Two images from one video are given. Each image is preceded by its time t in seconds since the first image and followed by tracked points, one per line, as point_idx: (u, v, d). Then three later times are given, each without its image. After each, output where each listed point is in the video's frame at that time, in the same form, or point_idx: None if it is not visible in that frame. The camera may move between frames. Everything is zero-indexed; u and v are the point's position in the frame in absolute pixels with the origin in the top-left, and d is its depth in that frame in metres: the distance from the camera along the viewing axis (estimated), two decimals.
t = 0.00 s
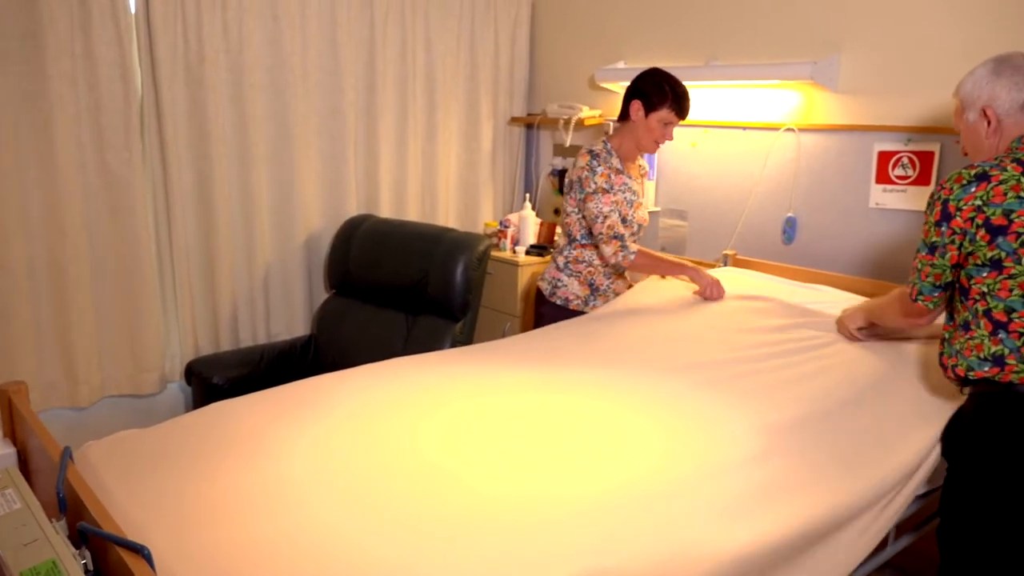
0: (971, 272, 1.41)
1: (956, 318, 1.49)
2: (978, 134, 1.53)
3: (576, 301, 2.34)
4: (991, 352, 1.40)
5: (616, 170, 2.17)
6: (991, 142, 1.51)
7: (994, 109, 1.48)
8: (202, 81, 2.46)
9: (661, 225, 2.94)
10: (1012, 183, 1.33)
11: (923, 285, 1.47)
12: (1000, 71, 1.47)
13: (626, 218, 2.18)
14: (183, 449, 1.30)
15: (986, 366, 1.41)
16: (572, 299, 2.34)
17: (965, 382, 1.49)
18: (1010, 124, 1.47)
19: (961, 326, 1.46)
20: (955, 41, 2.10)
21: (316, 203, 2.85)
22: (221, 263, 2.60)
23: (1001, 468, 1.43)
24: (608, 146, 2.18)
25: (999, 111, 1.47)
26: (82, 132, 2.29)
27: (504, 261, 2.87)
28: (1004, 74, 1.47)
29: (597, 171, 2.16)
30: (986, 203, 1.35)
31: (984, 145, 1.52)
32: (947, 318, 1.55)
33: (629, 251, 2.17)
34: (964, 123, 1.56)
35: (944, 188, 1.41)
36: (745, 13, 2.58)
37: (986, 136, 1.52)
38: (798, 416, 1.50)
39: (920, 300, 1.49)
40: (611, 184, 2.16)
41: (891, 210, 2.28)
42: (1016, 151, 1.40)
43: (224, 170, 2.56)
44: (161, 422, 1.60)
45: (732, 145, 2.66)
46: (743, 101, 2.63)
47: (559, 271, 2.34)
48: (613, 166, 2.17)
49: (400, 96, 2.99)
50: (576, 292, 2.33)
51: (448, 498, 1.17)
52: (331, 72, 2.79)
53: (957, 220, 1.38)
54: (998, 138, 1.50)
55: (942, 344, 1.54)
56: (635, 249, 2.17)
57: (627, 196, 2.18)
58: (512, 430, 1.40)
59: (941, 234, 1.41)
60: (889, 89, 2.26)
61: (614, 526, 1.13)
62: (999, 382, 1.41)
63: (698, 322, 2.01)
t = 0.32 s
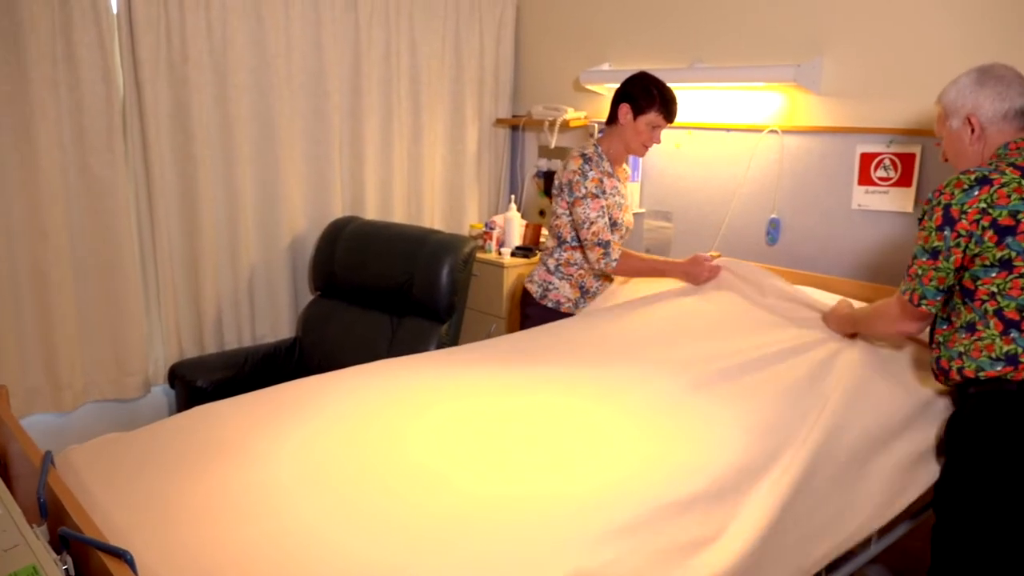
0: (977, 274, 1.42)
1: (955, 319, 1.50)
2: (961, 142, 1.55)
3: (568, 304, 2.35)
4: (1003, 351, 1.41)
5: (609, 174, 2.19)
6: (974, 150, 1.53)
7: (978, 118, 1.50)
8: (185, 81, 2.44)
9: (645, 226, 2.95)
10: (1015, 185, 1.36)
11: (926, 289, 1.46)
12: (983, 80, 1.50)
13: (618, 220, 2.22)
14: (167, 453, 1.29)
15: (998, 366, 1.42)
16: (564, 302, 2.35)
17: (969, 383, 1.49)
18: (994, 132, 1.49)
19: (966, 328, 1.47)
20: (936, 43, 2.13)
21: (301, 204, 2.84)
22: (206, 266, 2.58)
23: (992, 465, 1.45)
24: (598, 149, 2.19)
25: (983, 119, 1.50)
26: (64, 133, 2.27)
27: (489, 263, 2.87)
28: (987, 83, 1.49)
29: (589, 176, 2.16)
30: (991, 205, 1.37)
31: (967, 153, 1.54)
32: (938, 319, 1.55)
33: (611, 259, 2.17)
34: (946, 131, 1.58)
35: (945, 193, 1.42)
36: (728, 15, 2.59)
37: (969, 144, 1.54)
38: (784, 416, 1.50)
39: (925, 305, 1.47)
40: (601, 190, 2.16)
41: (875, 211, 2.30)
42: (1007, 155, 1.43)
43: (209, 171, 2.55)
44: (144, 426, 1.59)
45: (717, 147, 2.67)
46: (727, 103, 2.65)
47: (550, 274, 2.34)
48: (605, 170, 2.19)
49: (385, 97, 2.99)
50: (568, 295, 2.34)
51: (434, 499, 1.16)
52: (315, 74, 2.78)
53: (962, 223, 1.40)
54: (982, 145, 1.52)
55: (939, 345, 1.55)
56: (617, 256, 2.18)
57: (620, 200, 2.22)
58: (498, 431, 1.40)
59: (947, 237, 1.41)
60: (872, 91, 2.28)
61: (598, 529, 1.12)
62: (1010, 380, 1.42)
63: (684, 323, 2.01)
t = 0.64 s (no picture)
0: (989, 263, 1.44)
1: (965, 309, 1.51)
2: (953, 140, 1.58)
3: (553, 307, 2.35)
4: (1017, 337, 1.42)
5: (593, 177, 2.20)
6: (967, 147, 1.56)
7: (967, 116, 1.53)
8: (169, 82, 2.43)
9: (631, 228, 2.97)
10: None
11: (939, 279, 1.48)
12: (970, 80, 1.53)
13: (602, 224, 2.22)
14: (152, 456, 1.28)
15: (1013, 352, 1.43)
16: (549, 305, 2.35)
17: (982, 371, 1.50)
18: (984, 129, 1.52)
19: (979, 315, 1.48)
20: (919, 45, 2.15)
21: (286, 206, 2.83)
22: (191, 268, 2.57)
23: (994, 457, 1.45)
24: (582, 151, 2.19)
25: (972, 118, 1.53)
26: (46, 134, 2.25)
27: (475, 264, 2.87)
28: (973, 84, 1.53)
29: (572, 181, 2.17)
30: (1002, 197, 1.39)
31: (960, 151, 1.57)
32: (944, 310, 1.57)
33: (587, 266, 2.17)
34: (938, 130, 1.61)
35: (955, 185, 1.44)
36: (713, 18, 2.61)
37: (961, 142, 1.56)
38: (770, 415, 1.51)
39: (937, 295, 1.49)
40: (584, 194, 2.17)
41: (859, 212, 2.32)
42: (1005, 151, 1.44)
43: (194, 173, 2.53)
44: (128, 430, 1.58)
45: (702, 149, 2.69)
46: (712, 105, 2.66)
47: (536, 277, 2.35)
48: (589, 174, 2.19)
49: (371, 99, 2.98)
50: (553, 298, 2.35)
51: (421, 501, 1.16)
52: (301, 75, 2.77)
53: (975, 214, 1.42)
54: (973, 142, 1.54)
55: (947, 335, 1.56)
56: (594, 263, 2.18)
57: (604, 203, 2.23)
58: (486, 431, 1.40)
59: (958, 228, 1.44)
60: (856, 93, 2.30)
61: (585, 530, 1.12)
62: None
63: (671, 324, 2.02)
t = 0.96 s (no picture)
0: (994, 246, 1.47)
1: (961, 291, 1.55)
2: (952, 136, 1.59)
3: (536, 308, 2.35)
4: (1008, 322, 1.47)
5: (574, 175, 2.20)
6: (967, 140, 1.57)
7: (965, 111, 1.55)
8: (152, 83, 2.41)
9: (616, 229, 2.97)
10: None
11: (944, 257, 1.49)
12: (963, 77, 1.56)
13: (582, 222, 2.20)
14: (136, 460, 1.27)
15: (1002, 336, 1.48)
16: (532, 306, 2.35)
17: (970, 354, 1.55)
18: (983, 122, 1.54)
19: (974, 298, 1.52)
20: (900, 47, 2.17)
21: (270, 207, 2.81)
22: (175, 270, 2.55)
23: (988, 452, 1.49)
24: (562, 152, 2.20)
25: (971, 112, 1.54)
26: (27, 136, 2.22)
27: (461, 266, 2.87)
28: (968, 79, 1.55)
29: (552, 179, 2.17)
30: (1008, 179, 1.42)
31: (961, 144, 1.58)
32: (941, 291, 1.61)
33: (570, 264, 2.17)
34: (936, 128, 1.62)
35: (961, 166, 1.47)
36: (697, 20, 2.62)
37: (961, 136, 1.58)
38: (754, 414, 1.52)
39: (943, 273, 1.49)
40: (564, 193, 2.17)
41: (841, 213, 2.34)
42: (1008, 139, 1.47)
43: (178, 174, 2.52)
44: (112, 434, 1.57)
45: (686, 150, 2.70)
46: (696, 107, 2.68)
47: (519, 278, 2.35)
48: (568, 172, 2.19)
49: (357, 100, 2.98)
50: (536, 299, 2.35)
51: (406, 503, 1.15)
52: (285, 76, 2.76)
53: (981, 194, 1.45)
54: (974, 135, 1.56)
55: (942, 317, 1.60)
56: (576, 262, 2.18)
57: (587, 201, 2.22)
58: (472, 433, 1.39)
59: (963, 208, 1.46)
60: (838, 95, 2.32)
61: (571, 531, 1.12)
62: (1013, 352, 1.48)
63: (657, 326, 2.03)
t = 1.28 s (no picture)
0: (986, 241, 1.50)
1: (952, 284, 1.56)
2: (942, 126, 1.59)
3: (519, 306, 2.35)
4: (996, 314, 1.50)
5: (554, 175, 2.20)
6: (955, 134, 1.58)
7: (965, 101, 1.56)
8: (133, 84, 2.39)
9: (601, 229, 2.98)
10: (1019, 160, 1.47)
11: (953, 255, 1.47)
12: (958, 71, 1.58)
13: (565, 220, 2.22)
14: (120, 463, 1.26)
15: (990, 328, 1.51)
16: (515, 304, 2.35)
17: (957, 346, 1.57)
18: (977, 116, 1.57)
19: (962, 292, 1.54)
20: (880, 49, 2.19)
21: (253, 209, 2.80)
22: (157, 272, 2.53)
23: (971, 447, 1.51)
24: (546, 151, 2.21)
25: (971, 103, 1.56)
26: (6, 137, 2.20)
27: (446, 266, 2.86)
28: (964, 74, 1.57)
29: (530, 178, 2.18)
30: (1004, 175, 1.46)
31: (949, 137, 1.59)
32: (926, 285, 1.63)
33: (537, 264, 2.16)
34: (925, 117, 1.60)
35: (960, 163, 1.47)
36: (681, 22, 2.63)
37: (954, 129, 1.58)
38: (738, 414, 1.53)
39: (953, 271, 1.47)
40: (541, 192, 2.18)
41: (824, 214, 2.36)
42: (997, 137, 1.51)
43: (160, 175, 2.50)
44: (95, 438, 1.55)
45: (671, 151, 2.71)
46: (680, 108, 2.68)
47: (502, 276, 2.35)
48: (550, 171, 2.20)
49: (342, 101, 2.97)
50: (519, 296, 2.35)
51: (392, 504, 1.15)
52: (268, 76, 2.74)
53: (981, 190, 1.46)
54: (966, 129, 1.58)
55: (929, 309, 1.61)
56: (544, 262, 2.17)
57: (568, 200, 2.22)
58: (458, 435, 1.39)
59: (966, 204, 1.46)
60: (819, 96, 2.34)
61: (556, 532, 1.12)
62: (998, 344, 1.51)
63: (642, 326, 2.03)
